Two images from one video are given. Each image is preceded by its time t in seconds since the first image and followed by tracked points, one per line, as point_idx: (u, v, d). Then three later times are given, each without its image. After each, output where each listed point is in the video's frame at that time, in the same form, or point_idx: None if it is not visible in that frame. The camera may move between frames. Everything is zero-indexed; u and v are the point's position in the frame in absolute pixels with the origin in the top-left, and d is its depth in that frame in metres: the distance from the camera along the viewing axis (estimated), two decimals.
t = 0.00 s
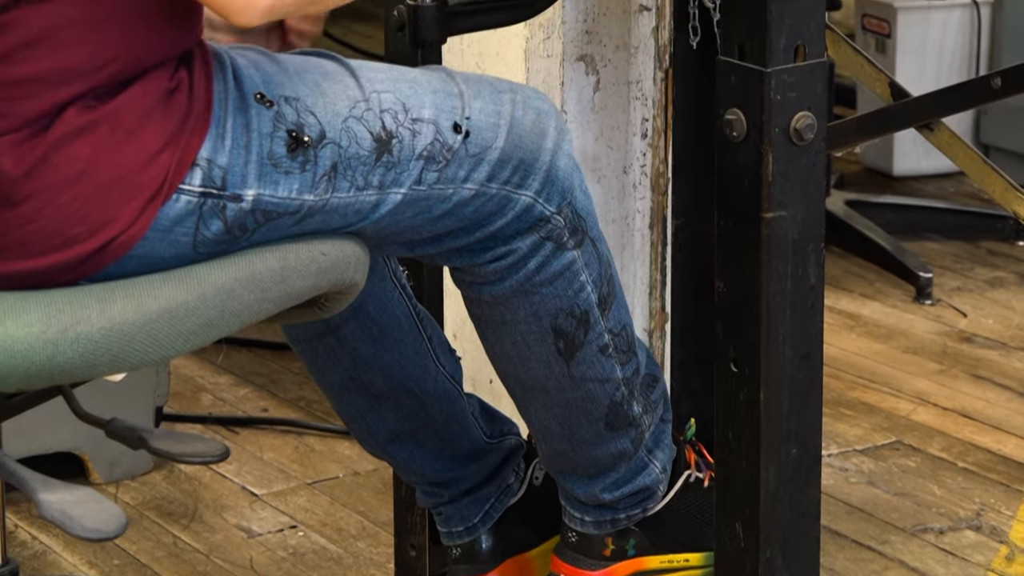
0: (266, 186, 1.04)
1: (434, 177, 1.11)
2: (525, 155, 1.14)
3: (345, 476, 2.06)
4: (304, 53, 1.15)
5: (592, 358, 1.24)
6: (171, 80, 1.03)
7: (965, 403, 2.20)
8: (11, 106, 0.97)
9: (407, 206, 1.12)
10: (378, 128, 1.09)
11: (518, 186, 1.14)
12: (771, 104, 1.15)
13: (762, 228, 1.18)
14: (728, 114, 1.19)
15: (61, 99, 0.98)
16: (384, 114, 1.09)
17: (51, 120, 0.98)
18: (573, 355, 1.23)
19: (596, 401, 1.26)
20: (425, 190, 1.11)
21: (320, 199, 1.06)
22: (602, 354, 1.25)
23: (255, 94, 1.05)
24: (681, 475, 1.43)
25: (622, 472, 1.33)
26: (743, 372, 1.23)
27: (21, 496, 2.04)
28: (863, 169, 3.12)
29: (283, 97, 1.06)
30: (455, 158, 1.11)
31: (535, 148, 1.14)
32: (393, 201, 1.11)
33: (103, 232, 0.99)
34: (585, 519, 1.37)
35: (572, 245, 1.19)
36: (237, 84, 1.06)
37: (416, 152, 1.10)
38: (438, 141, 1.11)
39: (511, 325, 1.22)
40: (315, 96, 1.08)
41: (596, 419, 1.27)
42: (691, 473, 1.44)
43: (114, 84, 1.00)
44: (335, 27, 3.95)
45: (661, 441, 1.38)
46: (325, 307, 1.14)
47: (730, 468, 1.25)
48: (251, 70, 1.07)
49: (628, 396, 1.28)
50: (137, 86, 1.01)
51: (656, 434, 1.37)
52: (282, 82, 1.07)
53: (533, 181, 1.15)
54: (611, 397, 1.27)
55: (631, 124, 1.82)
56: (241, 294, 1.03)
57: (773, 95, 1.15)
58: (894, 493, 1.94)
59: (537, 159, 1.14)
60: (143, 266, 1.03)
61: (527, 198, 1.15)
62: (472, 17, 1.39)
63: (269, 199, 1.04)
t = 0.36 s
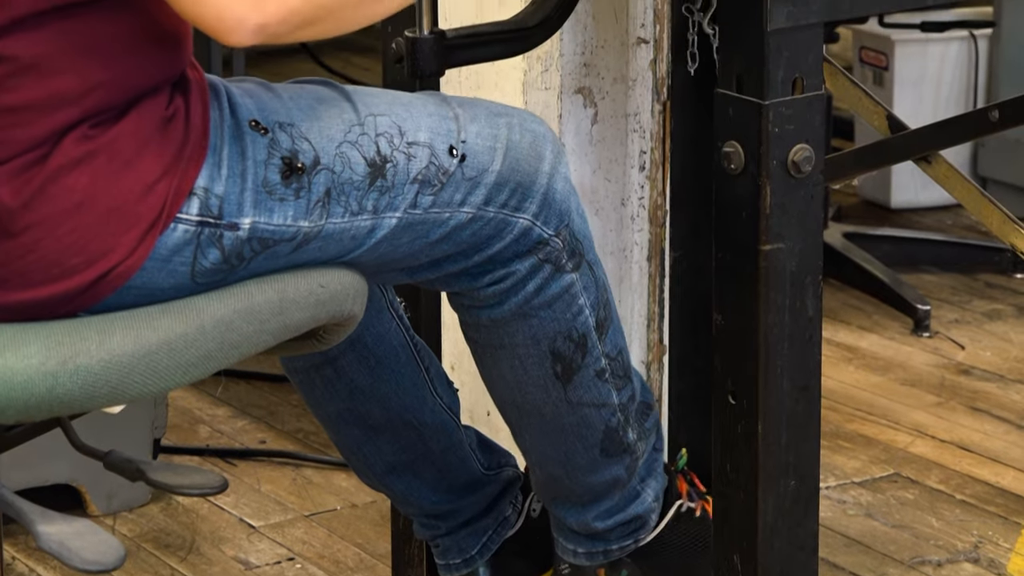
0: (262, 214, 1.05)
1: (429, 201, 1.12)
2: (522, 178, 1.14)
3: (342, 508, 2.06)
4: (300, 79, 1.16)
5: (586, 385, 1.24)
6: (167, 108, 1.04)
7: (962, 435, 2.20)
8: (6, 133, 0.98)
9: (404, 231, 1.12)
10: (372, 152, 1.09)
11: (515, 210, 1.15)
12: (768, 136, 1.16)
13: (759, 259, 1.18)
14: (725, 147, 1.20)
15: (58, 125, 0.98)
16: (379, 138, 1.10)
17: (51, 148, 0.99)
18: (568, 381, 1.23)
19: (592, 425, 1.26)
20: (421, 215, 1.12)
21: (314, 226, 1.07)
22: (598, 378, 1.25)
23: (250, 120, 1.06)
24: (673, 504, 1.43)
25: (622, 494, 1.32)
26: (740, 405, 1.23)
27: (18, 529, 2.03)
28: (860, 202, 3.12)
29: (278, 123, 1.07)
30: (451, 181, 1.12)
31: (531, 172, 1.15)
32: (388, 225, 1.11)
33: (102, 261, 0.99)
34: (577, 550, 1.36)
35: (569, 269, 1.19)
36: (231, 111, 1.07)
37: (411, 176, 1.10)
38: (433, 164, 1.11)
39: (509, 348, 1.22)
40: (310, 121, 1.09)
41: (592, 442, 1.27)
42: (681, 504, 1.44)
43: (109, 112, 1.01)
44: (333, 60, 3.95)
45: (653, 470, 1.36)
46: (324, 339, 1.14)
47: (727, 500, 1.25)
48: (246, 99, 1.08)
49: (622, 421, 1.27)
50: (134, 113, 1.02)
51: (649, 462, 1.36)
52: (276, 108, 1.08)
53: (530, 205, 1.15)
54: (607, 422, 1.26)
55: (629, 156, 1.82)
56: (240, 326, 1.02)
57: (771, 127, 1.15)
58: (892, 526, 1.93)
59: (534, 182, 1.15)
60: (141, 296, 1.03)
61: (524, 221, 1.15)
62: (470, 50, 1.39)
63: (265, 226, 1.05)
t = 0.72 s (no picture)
0: (251, 243, 1.04)
1: (428, 206, 1.10)
2: (533, 164, 1.12)
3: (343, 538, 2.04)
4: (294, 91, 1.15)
5: (486, 376, 1.14)
6: (157, 142, 1.04)
7: (963, 464, 2.19)
8: None
9: (405, 238, 1.10)
10: (365, 166, 1.08)
11: (524, 198, 1.12)
12: (768, 166, 1.15)
13: (759, 288, 1.18)
14: (725, 176, 1.20)
15: (48, 160, 0.98)
16: (374, 148, 1.08)
17: (38, 185, 0.98)
18: (473, 369, 1.14)
19: (451, 434, 1.14)
20: (421, 220, 1.10)
21: (303, 249, 1.06)
22: (492, 390, 1.15)
23: (237, 146, 1.06)
24: None
25: (418, 545, 1.15)
26: (741, 434, 1.22)
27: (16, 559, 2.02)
28: (861, 231, 3.12)
29: (267, 146, 1.06)
30: (452, 179, 1.10)
31: (542, 158, 1.12)
32: (383, 238, 1.09)
33: (91, 298, 0.99)
34: None
35: (544, 260, 1.15)
36: (222, 137, 1.06)
37: (406, 184, 1.09)
38: (433, 166, 1.09)
39: (440, 310, 1.13)
40: (300, 140, 1.07)
41: (433, 461, 1.13)
42: None
43: (98, 149, 1.01)
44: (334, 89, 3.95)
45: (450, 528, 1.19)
46: (325, 369, 1.13)
47: (728, 529, 1.26)
48: (235, 119, 1.08)
49: (475, 450, 1.16)
50: (124, 149, 1.02)
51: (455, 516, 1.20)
52: (266, 129, 1.07)
53: (539, 192, 1.13)
54: (462, 444, 1.14)
55: (628, 186, 1.82)
56: (233, 357, 1.02)
57: (771, 157, 1.15)
58: (892, 555, 1.92)
59: (544, 170, 1.13)
60: (134, 330, 1.03)
61: (529, 207, 1.13)
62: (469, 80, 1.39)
63: (254, 255, 1.04)
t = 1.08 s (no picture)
0: (252, 276, 1.07)
1: (436, 249, 1.14)
2: (544, 217, 1.17)
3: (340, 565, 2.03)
4: (303, 129, 1.18)
5: (449, 411, 1.22)
6: (160, 175, 1.05)
7: (961, 491, 2.18)
8: None
9: (410, 279, 1.14)
10: (374, 207, 1.11)
11: (530, 250, 1.18)
12: (767, 193, 1.15)
13: (758, 315, 1.17)
14: (724, 202, 1.19)
15: (47, 191, 0.99)
16: (385, 189, 1.12)
17: (34, 215, 0.99)
18: (435, 403, 1.21)
19: (398, 463, 1.22)
20: (427, 263, 1.14)
21: (308, 285, 1.09)
22: (448, 430, 1.22)
23: (244, 182, 1.08)
24: None
25: (339, 564, 1.26)
26: (739, 460, 1.23)
27: None
28: (858, 257, 3.12)
29: (272, 183, 1.09)
30: (461, 226, 1.14)
31: (553, 215, 1.18)
32: (388, 279, 1.13)
33: (86, 325, 1.00)
34: None
35: (531, 309, 1.22)
36: (225, 172, 1.08)
37: (415, 228, 1.12)
38: (443, 212, 1.13)
39: (421, 344, 1.20)
40: (307, 178, 1.10)
41: (375, 488, 1.22)
42: None
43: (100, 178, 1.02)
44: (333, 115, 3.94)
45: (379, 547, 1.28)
46: (325, 399, 1.13)
47: (725, 556, 1.26)
48: (242, 157, 1.10)
49: (418, 483, 1.24)
50: (125, 179, 1.03)
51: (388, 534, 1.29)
52: (273, 166, 1.10)
53: (544, 246, 1.19)
54: (402, 476, 1.22)
55: (627, 212, 1.82)
56: (227, 387, 1.03)
57: (770, 184, 1.15)
58: None
59: (552, 225, 1.18)
60: (128, 358, 1.05)
61: (532, 259, 1.18)
62: (468, 105, 1.38)
63: (256, 288, 1.07)
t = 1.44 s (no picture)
0: (254, 304, 1.07)
1: (437, 284, 1.14)
2: (544, 259, 1.17)
3: None
4: (302, 163, 1.18)
5: (434, 443, 1.21)
6: (161, 202, 1.05)
7: (960, 518, 2.17)
8: None
9: (408, 312, 1.14)
10: (376, 239, 1.11)
11: (530, 291, 1.18)
12: (766, 219, 1.15)
13: (758, 341, 1.17)
14: (723, 229, 1.19)
15: (47, 217, 0.98)
16: (386, 222, 1.12)
17: (34, 239, 0.98)
18: (422, 432, 1.21)
19: (379, 492, 1.21)
20: (427, 297, 1.14)
21: (309, 314, 1.09)
22: (433, 464, 1.22)
23: (245, 212, 1.08)
24: None
25: None
26: (738, 487, 1.23)
27: None
28: (857, 283, 3.12)
29: (273, 214, 1.09)
30: (463, 262, 1.14)
31: (555, 258, 1.18)
32: (388, 311, 1.13)
33: (85, 350, 1.00)
34: None
35: (527, 348, 1.21)
36: (226, 202, 1.08)
37: (417, 261, 1.13)
38: (445, 246, 1.13)
39: (416, 372, 1.20)
40: (307, 209, 1.10)
41: (353, 514, 1.21)
42: None
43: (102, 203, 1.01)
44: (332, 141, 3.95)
45: None
46: (323, 425, 1.13)
47: None
48: (243, 187, 1.10)
49: (395, 514, 1.23)
50: (126, 205, 1.02)
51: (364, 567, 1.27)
52: (274, 197, 1.10)
53: (545, 288, 1.18)
54: (382, 506, 1.21)
55: (625, 238, 1.82)
56: (227, 413, 1.03)
57: (768, 211, 1.15)
58: None
59: (554, 267, 1.18)
60: (127, 383, 1.04)
61: (533, 299, 1.18)
62: (467, 131, 1.38)
63: (257, 316, 1.07)
